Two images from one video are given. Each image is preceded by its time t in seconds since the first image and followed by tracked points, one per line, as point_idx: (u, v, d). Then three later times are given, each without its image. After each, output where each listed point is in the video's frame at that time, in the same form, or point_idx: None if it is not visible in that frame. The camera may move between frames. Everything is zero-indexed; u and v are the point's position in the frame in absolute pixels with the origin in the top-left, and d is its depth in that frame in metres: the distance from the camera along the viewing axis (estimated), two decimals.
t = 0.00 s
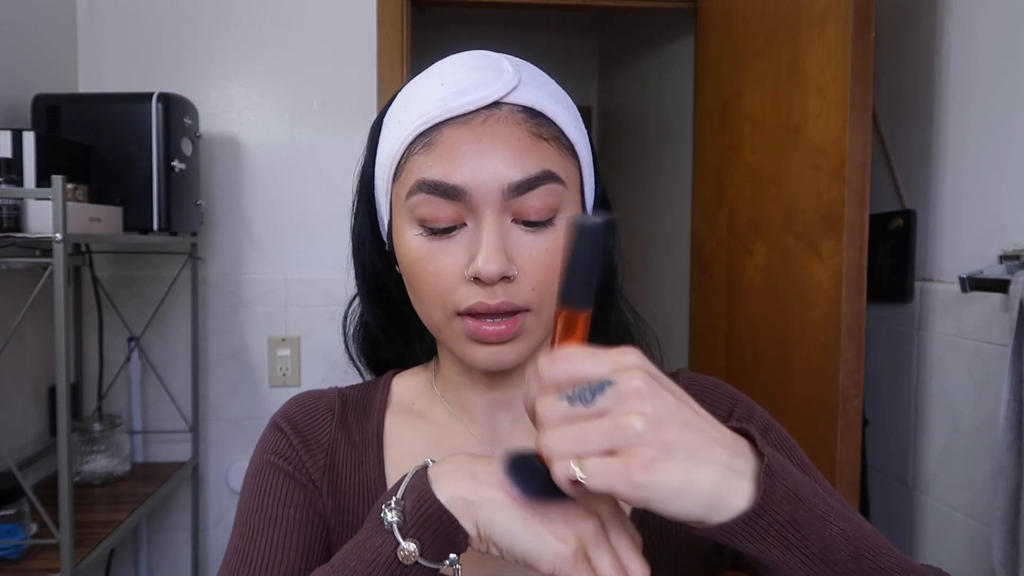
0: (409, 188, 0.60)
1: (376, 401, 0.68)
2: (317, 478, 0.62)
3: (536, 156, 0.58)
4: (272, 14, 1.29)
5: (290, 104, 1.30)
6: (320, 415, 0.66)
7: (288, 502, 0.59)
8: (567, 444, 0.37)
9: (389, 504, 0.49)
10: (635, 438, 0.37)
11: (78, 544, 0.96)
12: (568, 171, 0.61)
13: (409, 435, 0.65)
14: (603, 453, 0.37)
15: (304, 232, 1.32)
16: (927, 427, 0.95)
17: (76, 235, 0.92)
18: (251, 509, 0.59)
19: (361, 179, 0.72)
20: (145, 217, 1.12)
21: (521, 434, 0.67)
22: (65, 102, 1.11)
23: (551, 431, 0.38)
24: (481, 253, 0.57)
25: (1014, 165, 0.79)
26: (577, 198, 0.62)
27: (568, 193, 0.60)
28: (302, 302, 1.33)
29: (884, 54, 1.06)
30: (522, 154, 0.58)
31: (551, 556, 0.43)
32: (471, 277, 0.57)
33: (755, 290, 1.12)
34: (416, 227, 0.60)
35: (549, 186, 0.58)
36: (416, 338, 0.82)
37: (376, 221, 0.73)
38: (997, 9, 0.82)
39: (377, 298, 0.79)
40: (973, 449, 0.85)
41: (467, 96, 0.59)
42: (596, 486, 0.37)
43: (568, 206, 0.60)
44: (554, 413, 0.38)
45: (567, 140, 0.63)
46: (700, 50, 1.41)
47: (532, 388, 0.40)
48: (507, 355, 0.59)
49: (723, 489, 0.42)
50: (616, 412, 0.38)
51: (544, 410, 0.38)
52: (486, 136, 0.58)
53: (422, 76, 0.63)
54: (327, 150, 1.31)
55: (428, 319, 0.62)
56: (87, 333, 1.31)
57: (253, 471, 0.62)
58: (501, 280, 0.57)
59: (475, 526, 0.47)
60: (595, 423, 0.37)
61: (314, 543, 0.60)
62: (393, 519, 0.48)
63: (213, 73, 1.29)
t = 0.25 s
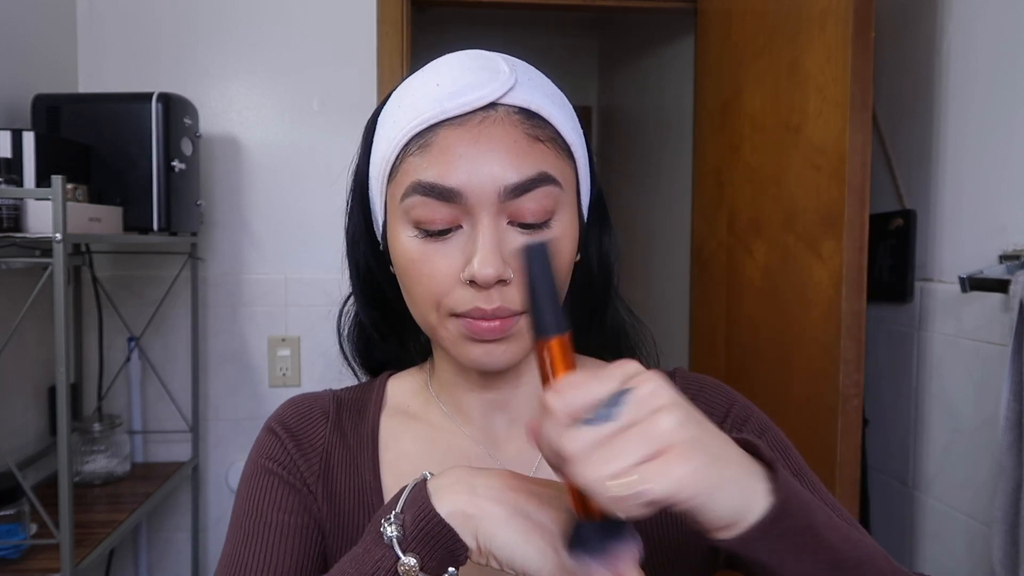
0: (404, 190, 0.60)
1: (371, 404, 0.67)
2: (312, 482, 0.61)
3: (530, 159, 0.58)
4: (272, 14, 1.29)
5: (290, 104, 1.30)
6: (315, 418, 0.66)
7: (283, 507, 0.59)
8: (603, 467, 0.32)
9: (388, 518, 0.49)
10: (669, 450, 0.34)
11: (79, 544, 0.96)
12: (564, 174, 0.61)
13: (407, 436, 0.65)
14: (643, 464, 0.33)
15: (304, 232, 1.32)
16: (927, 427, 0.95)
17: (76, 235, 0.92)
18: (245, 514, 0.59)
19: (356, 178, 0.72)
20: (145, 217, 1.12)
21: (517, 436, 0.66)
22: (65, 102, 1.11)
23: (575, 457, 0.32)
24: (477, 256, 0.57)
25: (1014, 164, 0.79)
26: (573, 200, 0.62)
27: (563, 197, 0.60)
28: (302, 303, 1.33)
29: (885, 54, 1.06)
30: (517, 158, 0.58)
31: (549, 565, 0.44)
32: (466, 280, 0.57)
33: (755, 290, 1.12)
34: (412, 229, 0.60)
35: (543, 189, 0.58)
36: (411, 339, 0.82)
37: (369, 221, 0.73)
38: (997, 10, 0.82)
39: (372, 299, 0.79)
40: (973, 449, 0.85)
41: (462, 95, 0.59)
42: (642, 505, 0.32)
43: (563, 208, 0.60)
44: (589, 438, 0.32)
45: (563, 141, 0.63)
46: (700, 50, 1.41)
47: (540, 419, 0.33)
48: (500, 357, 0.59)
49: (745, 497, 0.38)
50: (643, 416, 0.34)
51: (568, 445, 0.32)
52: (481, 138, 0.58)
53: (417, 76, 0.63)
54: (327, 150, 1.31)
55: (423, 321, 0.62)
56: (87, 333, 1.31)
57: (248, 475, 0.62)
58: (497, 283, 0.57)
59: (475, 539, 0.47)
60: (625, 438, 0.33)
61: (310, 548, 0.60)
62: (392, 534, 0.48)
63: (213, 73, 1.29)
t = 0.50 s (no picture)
0: (401, 192, 0.60)
1: (368, 406, 0.67)
2: (310, 487, 0.61)
3: (528, 162, 0.58)
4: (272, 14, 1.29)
5: (290, 105, 1.30)
6: (312, 421, 0.66)
7: (282, 512, 0.59)
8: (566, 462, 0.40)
9: (394, 524, 0.48)
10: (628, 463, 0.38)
11: (79, 544, 0.96)
12: (563, 175, 0.61)
13: (405, 437, 0.65)
14: (614, 477, 0.39)
15: (304, 232, 1.32)
16: (927, 427, 0.95)
17: (76, 235, 0.92)
18: (246, 521, 0.59)
19: (353, 178, 0.72)
20: (145, 217, 1.12)
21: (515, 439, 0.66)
22: (65, 103, 1.11)
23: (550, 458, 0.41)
24: (476, 258, 0.57)
25: (1015, 164, 0.79)
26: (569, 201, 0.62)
27: (560, 200, 0.60)
28: (301, 303, 1.33)
29: (884, 54, 1.06)
30: (515, 160, 0.58)
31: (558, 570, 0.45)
32: (464, 282, 0.57)
33: (755, 290, 1.12)
34: (409, 231, 0.60)
35: (542, 193, 0.59)
36: (408, 340, 0.82)
37: (366, 221, 0.73)
38: (997, 9, 0.82)
39: (370, 300, 0.78)
40: (973, 449, 0.85)
41: (461, 94, 0.59)
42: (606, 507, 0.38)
43: (561, 210, 0.61)
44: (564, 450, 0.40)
45: (561, 142, 0.63)
46: (700, 50, 1.41)
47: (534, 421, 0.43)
48: (500, 358, 0.59)
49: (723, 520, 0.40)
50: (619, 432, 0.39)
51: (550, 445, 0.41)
52: (479, 141, 0.58)
53: (414, 77, 0.63)
54: (327, 150, 1.31)
55: (421, 322, 0.62)
56: (87, 333, 1.31)
57: (247, 481, 0.62)
58: (495, 285, 0.57)
59: (480, 544, 0.47)
60: (587, 448, 0.39)
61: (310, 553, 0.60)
62: (398, 540, 0.47)
63: (213, 73, 1.29)
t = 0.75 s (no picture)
0: (404, 192, 0.60)
1: (369, 406, 0.67)
2: (312, 487, 0.61)
3: (530, 160, 0.58)
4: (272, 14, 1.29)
5: (290, 105, 1.30)
6: (313, 421, 0.66)
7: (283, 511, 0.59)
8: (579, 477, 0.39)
9: (397, 533, 0.48)
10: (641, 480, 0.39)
11: (79, 544, 0.96)
12: (564, 175, 0.61)
13: (407, 437, 0.65)
14: (619, 491, 0.39)
15: (304, 231, 1.32)
16: (927, 427, 0.95)
17: (76, 235, 0.92)
18: (245, 520, 0.59)
19: (355, 178, 0.72)
20: (145, 217, 1.12)
21: (516, 440, 0.66)
22: (65, 102, 1.11)
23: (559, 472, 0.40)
24: (477, 258, 0.57)
25: (1015, 164, 0.79)
26: (571, 201, 0.62)
27: (562, 199, 0.60)
28: (301, 303, 1.33)
29: (884, 54, 1.06)
30: (517, 159, 0.58)
31: None
32: (466, 281, 0.57)
33: (755, 290, 1.12)
34: (411, 230, 0.60)
35: (543, 191, 0.58)
36: (409, 340, 0.82)
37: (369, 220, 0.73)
38: (997, 10, 0.82)
39: (371, 300, 0.79)
40: (973, 449, 0.85)
41: (463, 94, 0.59)
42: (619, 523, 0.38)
43: (563, 209, 0.61)
44: (575, 467, 0.39)
45: (563, 142, 0.63)
46: (700, 50, 1.41)
47: (538, 429, 0.42)
48: (503, 358, 0.59)
49: (728, 523, 0.42)
50: (627, 449, 0.40)
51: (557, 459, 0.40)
52: (481, 140, 0.58)
53: (416, 77, 0.63)
54: (328, 150, 1.31)
55: (422, 322, 0.62)
56: (87, 333, 1.31)
57: (247, 481, 0.62)
58: (497, 284, 0.57)
59: (486, 555, 0.47)
60: (598, 465, 0.39)
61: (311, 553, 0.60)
62: (402, 550, 0.47)
63: (213, 73, 1.29)
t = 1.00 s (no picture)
0: (408, 193, 0.60)
1: (372, 406, 0.67)
2: (315, 487, 0.61)
3: (533, 160, 0.58)
4: (272, 14, 1.29)
5: (290, 105, 1.30)
6: (317, 421, 0.66)
7: (286, 512, 0.59)
8: (637, 526, 0.34)
9: (398, 541, 0.48)
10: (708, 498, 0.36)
11: (78, 544, 0.96)
12: (567, 176, 0.61)
13: (408, 437, 0.65)
14: (685, 521, 0.35)
15: (304, 232, 1.32)
16: (927, 427, 0.95)
17: (76, 235, 0.92)
18: (250, 521, 0.60)
19: (359, 179, 0.72)
20: (145, 217, 1.12)
21: (520, 440, 0.66)
22: (65, 102, 1.11)
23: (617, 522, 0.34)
24: (482, 258, 0.57)
25: (1015, 164, 0.79)
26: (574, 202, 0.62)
27: (564, 198, 0.60)
28: (301, 303, 1.33)
29: (884, 54, 1.06)
30: (520, 159, 0.58)
31: None
32: (470, 281, 0.57)
33: (755, 290, 1.12)
34: (415, 231, 0.60)
35: (546, 191, 0.59)
36: (413, 341, 0.82)
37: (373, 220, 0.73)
38: (997, 9, 0.82)
39: (375, 300, 0.79)
40: (973, 449, 0.85)
41: (466, 95, 0.59)
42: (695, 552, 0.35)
43: (565, 209, 0.61)
44: (639, 513, 0.34)
45: (566, 144, 0.63)
46: (700, 50, 1.41)
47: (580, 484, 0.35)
48: (506, 359, 0.58)
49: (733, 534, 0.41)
50: (682, 476, 0.36)
51: (616, 510, 0.34)
52: (484, 140, 0.58)
53: (419, 78, 0.63)
54: (328, 150, 1.31)
55: (426, 323, 0.61)
56: (87, 333, 1.31)
57: (251, 481, 0.62)
58: (501, 284, 0.57)
59: (487, 560, 0.47)
60: (661, 499, 0.35)
61: (315, 553, 0.60)
62: (403, 557, 0.47)
63: (213, 73, 1.29)
